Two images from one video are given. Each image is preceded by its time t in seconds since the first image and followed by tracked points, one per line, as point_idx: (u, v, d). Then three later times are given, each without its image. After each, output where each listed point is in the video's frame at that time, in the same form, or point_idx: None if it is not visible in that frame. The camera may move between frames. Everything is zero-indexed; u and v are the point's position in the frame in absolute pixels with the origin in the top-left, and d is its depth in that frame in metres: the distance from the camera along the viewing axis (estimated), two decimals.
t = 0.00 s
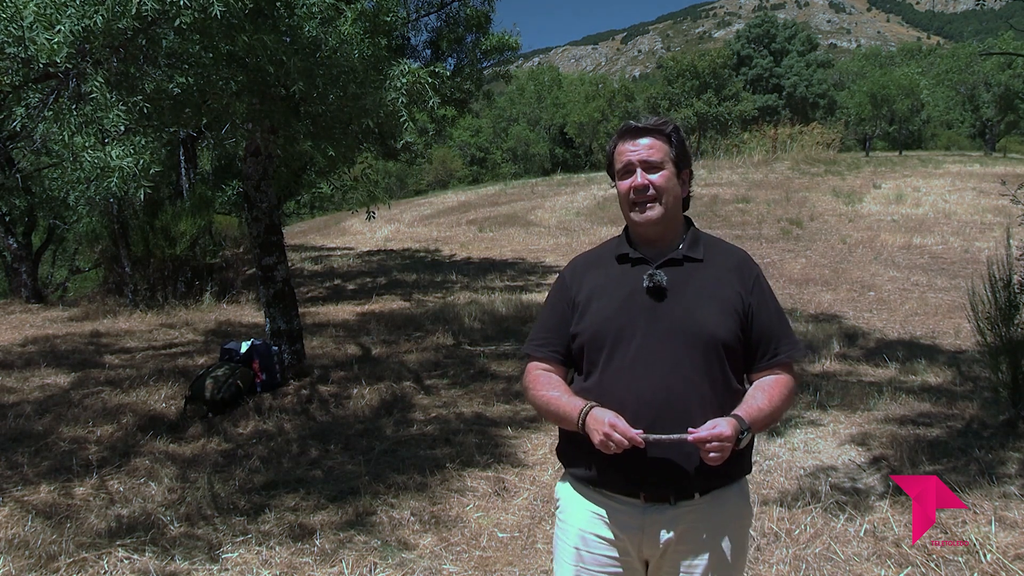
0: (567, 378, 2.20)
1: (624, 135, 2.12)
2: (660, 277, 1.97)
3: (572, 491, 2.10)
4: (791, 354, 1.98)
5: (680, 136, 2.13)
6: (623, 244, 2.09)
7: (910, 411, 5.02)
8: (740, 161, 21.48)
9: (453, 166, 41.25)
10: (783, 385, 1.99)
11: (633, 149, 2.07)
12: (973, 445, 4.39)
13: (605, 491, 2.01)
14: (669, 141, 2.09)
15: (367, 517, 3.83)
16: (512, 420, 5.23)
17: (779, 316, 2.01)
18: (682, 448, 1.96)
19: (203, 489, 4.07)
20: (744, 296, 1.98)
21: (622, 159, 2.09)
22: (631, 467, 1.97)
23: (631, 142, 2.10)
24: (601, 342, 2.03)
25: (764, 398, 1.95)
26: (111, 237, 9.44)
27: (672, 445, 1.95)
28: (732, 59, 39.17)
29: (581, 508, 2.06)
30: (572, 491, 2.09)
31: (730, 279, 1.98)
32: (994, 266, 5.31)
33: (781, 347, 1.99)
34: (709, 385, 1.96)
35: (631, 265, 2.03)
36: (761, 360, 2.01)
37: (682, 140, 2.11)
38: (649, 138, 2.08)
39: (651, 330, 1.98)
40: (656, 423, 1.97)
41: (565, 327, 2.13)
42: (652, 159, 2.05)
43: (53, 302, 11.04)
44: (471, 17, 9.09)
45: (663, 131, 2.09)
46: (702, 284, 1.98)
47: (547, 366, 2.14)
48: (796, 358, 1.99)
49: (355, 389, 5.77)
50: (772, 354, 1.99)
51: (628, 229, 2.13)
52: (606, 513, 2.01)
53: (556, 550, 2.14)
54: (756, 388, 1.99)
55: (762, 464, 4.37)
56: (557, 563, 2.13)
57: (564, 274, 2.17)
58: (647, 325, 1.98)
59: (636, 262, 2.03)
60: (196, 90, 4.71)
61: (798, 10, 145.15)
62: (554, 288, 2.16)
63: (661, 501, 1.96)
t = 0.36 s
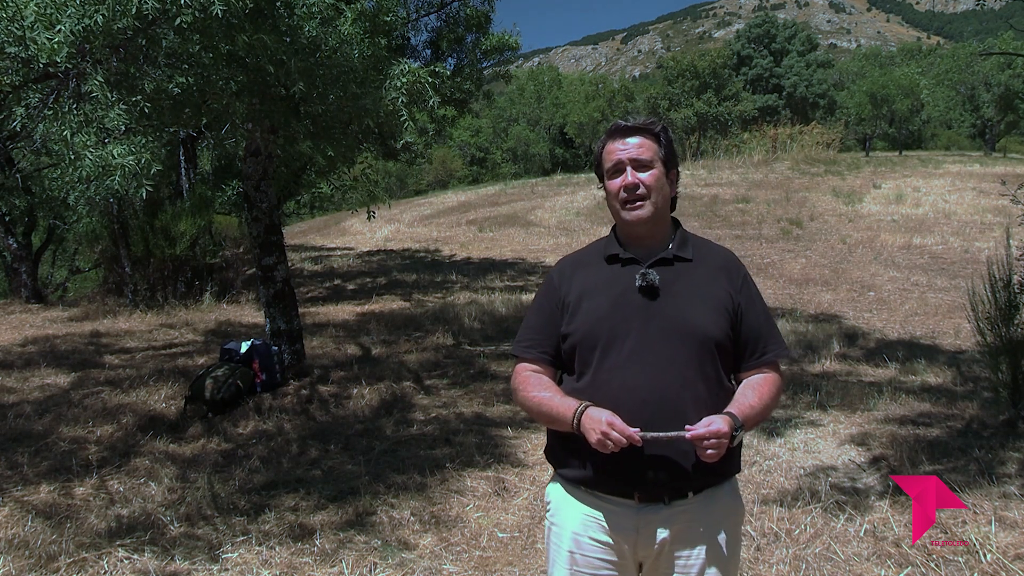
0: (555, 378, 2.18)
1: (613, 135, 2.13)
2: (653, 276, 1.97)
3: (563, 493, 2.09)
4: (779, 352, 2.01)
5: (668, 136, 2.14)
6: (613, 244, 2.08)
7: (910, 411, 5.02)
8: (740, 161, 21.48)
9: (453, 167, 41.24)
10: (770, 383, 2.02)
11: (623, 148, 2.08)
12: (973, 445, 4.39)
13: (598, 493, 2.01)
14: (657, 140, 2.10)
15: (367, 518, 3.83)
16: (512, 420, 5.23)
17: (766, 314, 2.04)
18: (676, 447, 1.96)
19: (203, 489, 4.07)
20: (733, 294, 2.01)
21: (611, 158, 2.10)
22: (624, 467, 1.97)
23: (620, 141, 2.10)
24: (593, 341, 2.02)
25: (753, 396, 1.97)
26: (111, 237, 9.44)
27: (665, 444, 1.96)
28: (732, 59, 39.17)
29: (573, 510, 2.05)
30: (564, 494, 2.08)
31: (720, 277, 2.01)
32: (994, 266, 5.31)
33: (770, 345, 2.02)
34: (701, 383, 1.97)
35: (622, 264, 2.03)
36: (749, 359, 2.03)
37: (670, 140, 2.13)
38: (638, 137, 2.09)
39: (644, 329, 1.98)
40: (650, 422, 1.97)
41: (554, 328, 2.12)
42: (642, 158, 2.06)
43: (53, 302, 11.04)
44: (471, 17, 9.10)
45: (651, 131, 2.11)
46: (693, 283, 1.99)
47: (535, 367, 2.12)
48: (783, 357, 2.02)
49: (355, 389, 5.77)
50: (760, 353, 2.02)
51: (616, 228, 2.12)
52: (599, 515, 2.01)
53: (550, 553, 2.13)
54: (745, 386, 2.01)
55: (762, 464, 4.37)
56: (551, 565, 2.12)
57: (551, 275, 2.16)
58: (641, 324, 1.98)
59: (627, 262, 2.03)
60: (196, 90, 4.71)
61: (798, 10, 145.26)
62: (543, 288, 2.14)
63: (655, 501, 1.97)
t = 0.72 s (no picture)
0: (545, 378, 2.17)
1: (606, 133, 2.13)
2: (645, 276, 1.97)
3: (555, 495, 2.08)
4: (769, 353, 2.02)
5: (659, 135, 2.14)
6: (604, 243, 2.08)
7: (910, 411, 5.02)
8: (740, 161, 21.48)
9: (453, 167, 41.21)
10: (760, 382, 2.02)
11: (615, 147, 2.08)
12: (973, 445, 4.39)
13: (590, 494, 2.01)
14: (649, 139, 2.10)
15: (367, 518, 3.83)
16: (511, 420, 5.23)
17: (755, 314, 2.05)
18: (669, 449, 1.96)
19: (203, 489, 4.07)
20: (724, 295, 2.01)
21: (603, 156, 2.09)
22: (617, 469, 1.97)
23: (613, 140, 2.10)
24: (585, 342, 2.01)
25: (745, 394, 1.98)
26: (111, 237, 9.44)
27: (657, 446, 1.95)
28: (732, 59, 39.16)
29: (565, 512, 2.05)
30: (557, 496, 2.08)
31: (710, 278, 2.01)
32: (994, 266, 5.31)
33: (759, 345, 2.03)
34: (692, 383, 1.97)
35: (614, 264, 2.03)
36: (738, 359, 2.04)
37: (661, 139, 2.13)
38: (630, 136, 2.09)
39: (636, 329, 1.97)
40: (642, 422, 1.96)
41: (545, 328, 2.11)
42: (635, 157, 2.05)
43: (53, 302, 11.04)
44: (471, 17, 9.09)
45: (643, 129, 2.11)
46: (684, 283, 1.99)
47: (526, 366, 2.11)
48: (772, 357, 2.04)
49: (355, 389, 5.77)
50: (750, 353, 2.03)
51: (607, 228, 2.12)
52: (591, 516, 2.01)
53: (542, 554, 2.13)
54: (735, 385, 2.02)
55: (763, 464, 4.37)
56: (544, 566, 2.12)
57: (541, 274, 2.15)
58: (633, 324, 1.97)
59: (619, 262, 2.03)
60: (196, 91, 4.70)
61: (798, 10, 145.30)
62: (533, 288, 2.13)
63: (648, 502, 1.97)
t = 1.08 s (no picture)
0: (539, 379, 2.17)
1: (600, 135, 2.12)
2: (641, 277, 1.97)
3: (551, 496, 2.08)
4: (765, 353, 2.03)
5: (654, 137, 2.14)
6: (599, 244, 2.08)
7: (910, 412, 5.01)
8: (740, 161, 21.48)
9: (453, 166, 41.20)
10: (756, 381, 2.02)
11: (610, 149, 2.08)
12: (974, 445, 4.38)
13: (587, 495, 2.01)
14: (644, 140, 2.10)
15: (367, 518, 3.83)
16: (511, 420, 5.23)
17: (751, 315, 2.05)
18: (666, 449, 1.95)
19: (203, 489, 4.07)
20: (720, 296, 2.01)
21: (598, 158, 2.09)
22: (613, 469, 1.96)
23: (607, 142, 2.10)
24: (581, 343, 2.01)
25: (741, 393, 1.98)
26: (111, 237, 9.44)
27: (654, 447, 1.95)
28: (732, 59, 39.16)
29: (562, 512, 2.05)
30: (553, 497, 2.08)
31: (707, 278, 2.01)
32: (994, 266, 5.31)
33: (755, 345, 2.03)
34: (688, 384, 1.97)
35: (609, 265, 2.03)
36: (734, 359, 2.04)
37: (656, 140, 2.13)
38: (625, 138, 2.09)
39: (632, 330, 1.97)
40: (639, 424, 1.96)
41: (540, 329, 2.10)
42: (630, 159, 2.05)
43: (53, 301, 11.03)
44: (471, 16, 9.09)
45: (638, 130, 2.10)
46: (680, 284, 1.99)
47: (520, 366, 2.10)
48: (768, 358, 2.04)
49: (355, 389, 5.77)
50: (746, 353, 2.03)
51: (603, 228, 2.12)
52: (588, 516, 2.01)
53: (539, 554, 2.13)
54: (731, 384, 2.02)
55: (763, 464, 4.37)
56: (540, 567, 2.12)
57: (537, 275, 2.14)
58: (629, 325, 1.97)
59: (615, 262, 2.03)
60: (196, 90, 4.72)
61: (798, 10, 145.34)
62: (528, 290, 2.12)
63: (645, 503, 1.97)
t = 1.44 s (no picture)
0: (540, 380, 2.17)
1: (596, 136, 2.12)
2: (640, 279, 1.97)
3: (550, 499, 2.08)
4: (763, 354, 2.01)
5: (650, 136, 2.13)
6: (598, 245, 2.08)
7: (910, 411, 5.01)
8: (740, 161, 21.49)
9: (453, 167, 41.19)
10: (755, 384, 2.02)
11: (606, 151, 2.07)
12: (974, 445, 4.39)
13: (584, 496, 2.01)
14: (640, 140, 2.09)
15: (367, 518, 3.83)
16: (511, 420, 5.23)
17: (750, 315, 2.04)
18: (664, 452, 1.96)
19: (203, 489, 4.07)
20: (719, 296, 2.01)
21: (595, 161, 2.09)
22: (610, 471, 1.97)
23: (603, 144, 2.09)
24: (581, 344, 2.01)
25: (739, 397, 1.97)
26: (111, 237, 9.43)
27: (652, 450, 1.95)
28: (732, 59, 39.16)
29: (559, 514, 2.05)
30: (551, 499, 2.08)
31: (706, 279, 2.01)
32: (994, 266, 5.31)
33: (755, 346, 2.02)
34: (688, 384, 1.97)
35: (608, 266, 2.03)
36: (734, 359, 2.04)
37: (652, 140, 2.12)
38: (621, 138, 2.08)
39: (632, 331, 1.97)
40: (638, 426, 1.97)
41: (540, 330, 2.10)
42: (626, 160, 2.05)
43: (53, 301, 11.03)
44: (470, 17, 9.08)
45: (634, 131, 2.10)
46: (679, 285, 1.99)
47: (520, 368, 2.10)
48: (767, 358, 2.03)
49: (355, 389, 5.77)
50: (745, 355, 2.02)
51: (601, 229, 2.12)
52: (584, 518, 2.01)
53: (536, 555, 2.13)
54: (730, 387, 2.01)
55: (763, 464, 4.37)
56: (538, 568, 2.11)
57: (536, 275, 2.15)
58: (628, 326, 1.98)
59: (613, 263, 2.03)
60: (196, 91, 4.72)
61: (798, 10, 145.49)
62: (527, 290, 2.13)
63: (642, 505, 1.97)
